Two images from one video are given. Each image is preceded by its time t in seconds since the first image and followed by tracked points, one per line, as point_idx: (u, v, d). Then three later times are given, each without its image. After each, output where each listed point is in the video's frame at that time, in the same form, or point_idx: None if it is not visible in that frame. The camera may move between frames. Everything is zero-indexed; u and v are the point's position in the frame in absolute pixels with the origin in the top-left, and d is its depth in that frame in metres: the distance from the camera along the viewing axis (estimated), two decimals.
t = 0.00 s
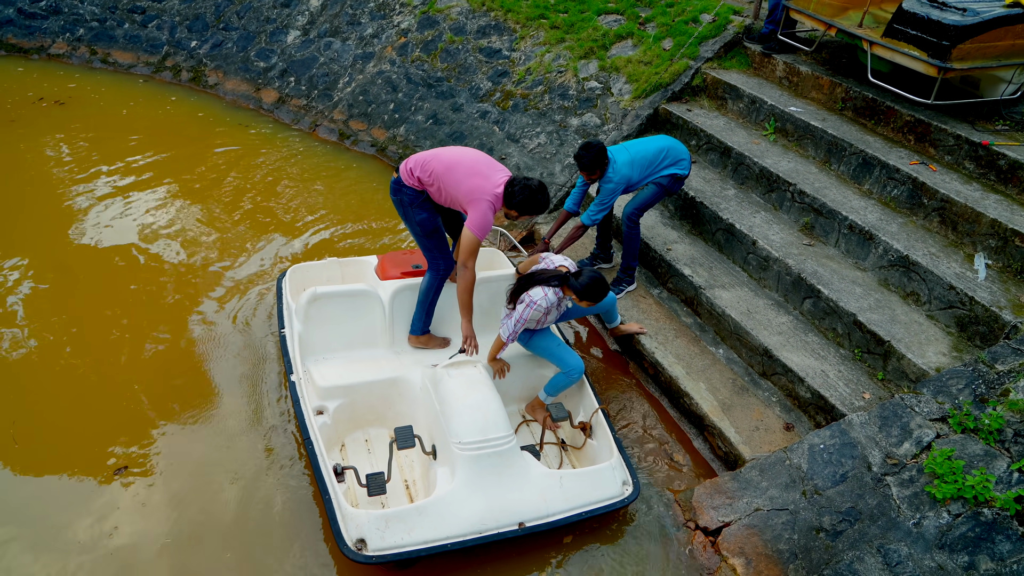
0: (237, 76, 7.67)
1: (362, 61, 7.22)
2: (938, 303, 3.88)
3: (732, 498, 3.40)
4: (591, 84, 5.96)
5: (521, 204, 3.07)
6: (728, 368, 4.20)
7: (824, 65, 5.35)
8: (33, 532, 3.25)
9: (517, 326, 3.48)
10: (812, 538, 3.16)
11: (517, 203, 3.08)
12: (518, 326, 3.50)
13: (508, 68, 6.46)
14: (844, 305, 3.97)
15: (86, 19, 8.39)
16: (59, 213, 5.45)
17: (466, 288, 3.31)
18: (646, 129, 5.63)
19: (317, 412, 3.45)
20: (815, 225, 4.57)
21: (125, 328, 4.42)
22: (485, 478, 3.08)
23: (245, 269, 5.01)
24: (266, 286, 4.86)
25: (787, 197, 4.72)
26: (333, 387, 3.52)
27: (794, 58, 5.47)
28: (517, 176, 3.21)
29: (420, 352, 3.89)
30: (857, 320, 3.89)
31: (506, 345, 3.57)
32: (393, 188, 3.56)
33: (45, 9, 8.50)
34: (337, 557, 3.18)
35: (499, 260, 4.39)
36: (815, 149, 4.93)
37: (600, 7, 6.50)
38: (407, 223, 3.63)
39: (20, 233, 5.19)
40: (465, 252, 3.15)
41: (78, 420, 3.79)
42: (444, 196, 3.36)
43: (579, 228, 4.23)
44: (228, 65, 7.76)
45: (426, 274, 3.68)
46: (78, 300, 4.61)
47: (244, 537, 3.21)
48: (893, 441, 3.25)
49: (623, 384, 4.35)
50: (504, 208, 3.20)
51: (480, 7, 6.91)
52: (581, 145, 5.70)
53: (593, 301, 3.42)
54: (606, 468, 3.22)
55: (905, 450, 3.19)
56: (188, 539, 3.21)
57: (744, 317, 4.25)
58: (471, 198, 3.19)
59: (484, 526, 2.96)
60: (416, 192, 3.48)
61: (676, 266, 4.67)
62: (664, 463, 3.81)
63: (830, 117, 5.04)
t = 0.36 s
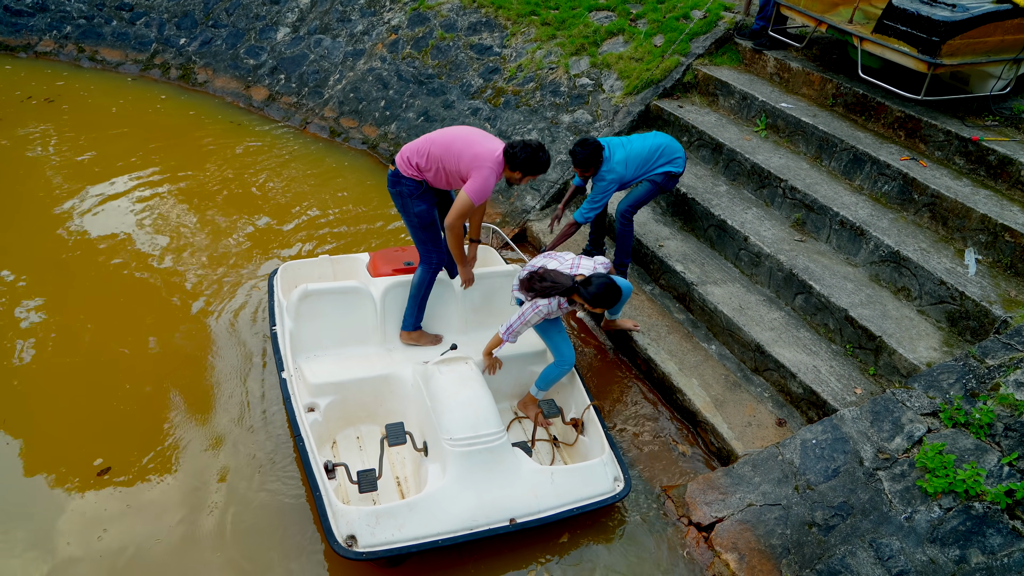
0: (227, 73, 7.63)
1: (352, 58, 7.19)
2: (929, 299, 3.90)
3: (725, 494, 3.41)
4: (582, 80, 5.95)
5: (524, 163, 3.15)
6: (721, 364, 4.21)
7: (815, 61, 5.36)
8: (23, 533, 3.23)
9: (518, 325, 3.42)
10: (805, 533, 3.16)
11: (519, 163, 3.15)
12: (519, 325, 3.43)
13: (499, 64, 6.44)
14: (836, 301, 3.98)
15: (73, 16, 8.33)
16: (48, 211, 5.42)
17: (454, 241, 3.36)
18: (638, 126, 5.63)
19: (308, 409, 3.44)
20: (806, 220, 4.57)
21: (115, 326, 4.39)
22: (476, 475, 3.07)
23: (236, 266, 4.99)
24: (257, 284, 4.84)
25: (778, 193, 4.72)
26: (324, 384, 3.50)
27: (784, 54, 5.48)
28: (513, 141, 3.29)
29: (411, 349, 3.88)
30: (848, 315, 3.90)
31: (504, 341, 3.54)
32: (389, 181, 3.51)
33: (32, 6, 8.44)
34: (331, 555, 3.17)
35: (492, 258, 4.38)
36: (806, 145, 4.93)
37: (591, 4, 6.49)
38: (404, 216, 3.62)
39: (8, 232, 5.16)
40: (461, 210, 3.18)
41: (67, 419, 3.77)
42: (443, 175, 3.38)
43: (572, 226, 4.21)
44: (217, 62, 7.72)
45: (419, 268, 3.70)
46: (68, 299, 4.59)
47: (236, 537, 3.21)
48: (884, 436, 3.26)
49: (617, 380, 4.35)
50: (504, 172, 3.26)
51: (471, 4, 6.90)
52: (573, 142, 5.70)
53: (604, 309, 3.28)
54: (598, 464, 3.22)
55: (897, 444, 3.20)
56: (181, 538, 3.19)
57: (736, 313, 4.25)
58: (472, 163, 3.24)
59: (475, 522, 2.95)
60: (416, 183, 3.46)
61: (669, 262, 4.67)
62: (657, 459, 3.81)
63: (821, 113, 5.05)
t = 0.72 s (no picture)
0: (225, 73, 7.62)
1: (350, 57, 7.19)
2: (929, 295, 3.90)
3: (726, 492, 3.40)
4: (581, 79, 5.95)
5: (525, 107, 3.25)
6: (721, 362, 4.20)
7: (813, 58, 5.36)
8: (24, 536, 3.24)
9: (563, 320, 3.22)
10: (805, 530, 3.16)
11: (520, 108, 3.25)
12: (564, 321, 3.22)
13: (497, 63, 6.43)
14: (835, 298, 3.98)
15: (71, 17, 8.33)
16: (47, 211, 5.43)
17: (461, 198, 3.37)
18: (636, 123, 5.63)
19: (305, 406, 3.43)
20: (805, 217, 4.57)
21: (115, 327, 4.40)
22: (473, 472, 3.07)
23: (235, 267, 4.98)
24: (256, 284, 4.84)
25: (777, 190, 4.72)
26: (322, 380, 3.50)
27: (783, 51, 5.48)
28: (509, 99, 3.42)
29: (410, 346, 3.87)
30: (847, 312, 3.90)
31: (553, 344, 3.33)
32: (400, 175, 3.58)
33: (29, 7, 8.45)
34: (332, 555, 3.17)
35: (492, 258, 4.40)
36: (805, 142, 4.93)
37: (588, 2, 6.49)
38: (413, 210, 3.66)
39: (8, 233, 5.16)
40: (467, 164, 3.24)
41: (68, 420, 3.78)
42: (451, 153, 3.44)
43: (570, 225, 4.22)
44: (216, 62, 7.72)
45: (421, 264, 3.72)
46: (67, 299, 4.59)
47: (237, 537, 3.21)
48: (885, 433, 3.25)
49: (618, 378, 4.35)
50: (507, 126, 3.35)
51: (469, 2, 6.89)
52: (572, 140, 5.70)
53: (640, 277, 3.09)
54: (594, 463, 3.22)
55: (897, 441, 3.20)
56: (181, 539, 3.20)
57: (736, 310, 4.25)
58: (475, 127, 3.32)
59: (471, 519, 2.95)
60: (427, 175, 3.52)
61: (668, 260, 4.67)
62: (658, 457, 3.81)
63: (820, 109, 5.05)
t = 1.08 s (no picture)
0: (225, 83, 7.65)
1: (350, 66, 7.22)
2: (928, 302, 3.89)
3: (727, 500, 3.39)
4: (580, 88, 5.98)
5: (522, 91, 3.30)
6: (721, 370, 4.20)
7: (811, 66, 5.38)
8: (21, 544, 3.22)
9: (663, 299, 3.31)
10: (807, 539, 3.14)
11: (518, 92, 3.30)
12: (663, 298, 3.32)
13: (496, 72, 6.45)
14: (835, 306, 3.98)
15: (72, 27, 8.37)
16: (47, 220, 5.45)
17: (474, 189, 3.33)
18: (635, 132, 5.64)
19: (299, 409, 3.44)
20: (805, 225, 4.57)
21: (114, 335, 4.40)
22: (464, 476, 3.05)
23: (234, 276, 4.98)
24: (255, 292, 4.84)
25: (776, 198, 4.72)
26: (317, 385, 3.51)
27: (781, 59, 5.50)
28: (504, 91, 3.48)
29: (408, 353, 3.87)
30: (847, 320, 3.90)
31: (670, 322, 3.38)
32: (409, 184, 3.59)
33: (31, 17, 8.49)
34: (325, 563, 3.16)
35: (491, 267, 4.42)
36: (804, 150, 4.94)
37: (587, 11, 6.52)
38: (419, 217, 3.67)
39: (8, 242, 5.18)
40: (474, 153, 3.26)
41: (66, 428, 3.78)
42: (457, 153, 3.46)
43: (567, 233, 4.24)
44: (216, 72, 7.75)
45: (424, 271, 3.73)
46: (66, 307, 4.60)
47: (235, 546, 3.20)
48: (885, 441, 3.25)
49: (618, 386, 4.34)
50: (507, 114, 3.39)
51: (468, 12, 6.92)
52: (571, 149, 5.72)
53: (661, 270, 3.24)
54: (587, 470, 3.20)
55: (898, 449, 3.19)
56: (180, 548, 3.19)
57: (736, 318, 4.24)
58: (475, 118, 3.34)
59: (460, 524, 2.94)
60: (435, 181, 3.53)
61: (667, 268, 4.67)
62: (658, 466, 3.79)
63: (818, 117, 5.06)
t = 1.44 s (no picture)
0: (223, 87, 7.65)
1: (349, 70, 7.23)
2: (927, 302, 3.90)
3: (728, 501, 3.39)
4: (578, 90, 5.99)
5: (518, 87, 3.31)
6: (721, 371, 4.21)
7: (810, 67, 5.39)
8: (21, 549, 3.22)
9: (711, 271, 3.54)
10: (807, 539, 3.15)
11: (515, 89, 3.31)
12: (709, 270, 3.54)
13: (495, 74, 6.45)
14: (834, 306, 3.98)
15: (70, 32, 8.38)
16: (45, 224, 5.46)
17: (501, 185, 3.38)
18: (634, 134, 5.66)
19: (295, 411, 3.44)
20: (803, 226, 4.58)
21: (113, 340, 4.40)
22: (456, 477, 3.06)
23: (231, 280, 5.00)
24: (254, 297, 4.84)
25: (775, 199, 4.73)
26: (312, 386, 3.52)
27: (779, 61, 5.51)
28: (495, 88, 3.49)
29: (405, 354, 3.87)
30: (847, 320, 3.90)
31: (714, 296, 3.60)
32: (405, 183, 3.58)
33: (29, 23, 8.50)
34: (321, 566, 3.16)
35: (490, 270, 4.42)
36: (802, 150, 4.95)
37: (585, 13, 6.52)
38: (414, 218, 3.66)
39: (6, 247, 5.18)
40: (489, 153, 3.29)
41: (65, 432, 3.78)
42: (456, 153, 3.46)
43: (566, 236, 4.25)
44: (214, 76, 7.75)
45: (416, 274, 3.72)
46: (63, 311, 4.61)
47: (235, 550, 3.20)
48: (885, 441, 3.25)
49: (617, 388, 4.35)
50: (504, 111, 3.40)
51: (466, 15, 6.93)
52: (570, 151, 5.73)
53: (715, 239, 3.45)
54: (580, 471, 3.21)
55: (898, 449, 3.19)
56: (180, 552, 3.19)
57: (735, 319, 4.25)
58: (477, 117, 3.36)
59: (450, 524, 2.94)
60: (433, 183, 3.54)
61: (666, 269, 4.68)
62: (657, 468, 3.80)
63: (816, 118, 5.07)
